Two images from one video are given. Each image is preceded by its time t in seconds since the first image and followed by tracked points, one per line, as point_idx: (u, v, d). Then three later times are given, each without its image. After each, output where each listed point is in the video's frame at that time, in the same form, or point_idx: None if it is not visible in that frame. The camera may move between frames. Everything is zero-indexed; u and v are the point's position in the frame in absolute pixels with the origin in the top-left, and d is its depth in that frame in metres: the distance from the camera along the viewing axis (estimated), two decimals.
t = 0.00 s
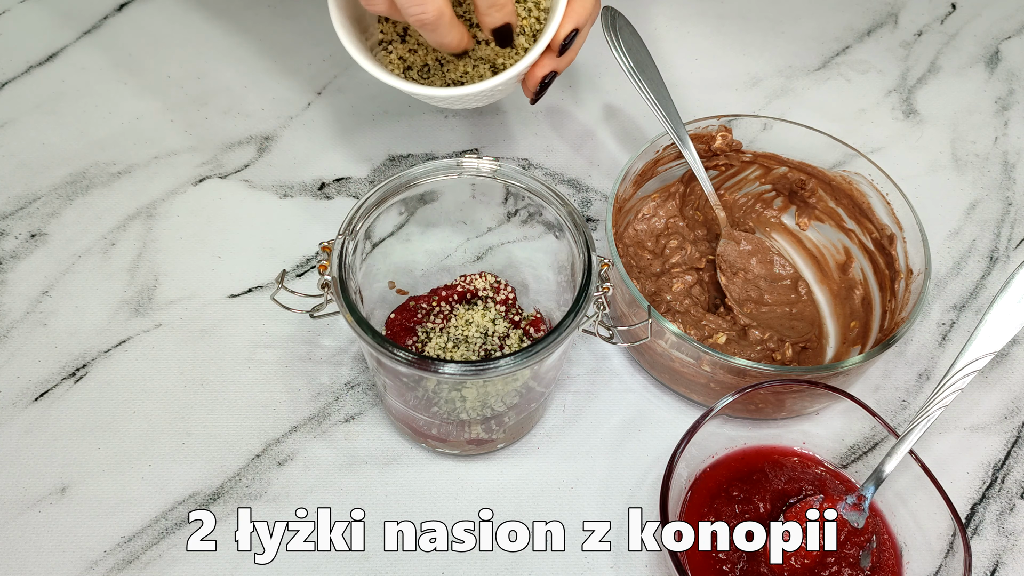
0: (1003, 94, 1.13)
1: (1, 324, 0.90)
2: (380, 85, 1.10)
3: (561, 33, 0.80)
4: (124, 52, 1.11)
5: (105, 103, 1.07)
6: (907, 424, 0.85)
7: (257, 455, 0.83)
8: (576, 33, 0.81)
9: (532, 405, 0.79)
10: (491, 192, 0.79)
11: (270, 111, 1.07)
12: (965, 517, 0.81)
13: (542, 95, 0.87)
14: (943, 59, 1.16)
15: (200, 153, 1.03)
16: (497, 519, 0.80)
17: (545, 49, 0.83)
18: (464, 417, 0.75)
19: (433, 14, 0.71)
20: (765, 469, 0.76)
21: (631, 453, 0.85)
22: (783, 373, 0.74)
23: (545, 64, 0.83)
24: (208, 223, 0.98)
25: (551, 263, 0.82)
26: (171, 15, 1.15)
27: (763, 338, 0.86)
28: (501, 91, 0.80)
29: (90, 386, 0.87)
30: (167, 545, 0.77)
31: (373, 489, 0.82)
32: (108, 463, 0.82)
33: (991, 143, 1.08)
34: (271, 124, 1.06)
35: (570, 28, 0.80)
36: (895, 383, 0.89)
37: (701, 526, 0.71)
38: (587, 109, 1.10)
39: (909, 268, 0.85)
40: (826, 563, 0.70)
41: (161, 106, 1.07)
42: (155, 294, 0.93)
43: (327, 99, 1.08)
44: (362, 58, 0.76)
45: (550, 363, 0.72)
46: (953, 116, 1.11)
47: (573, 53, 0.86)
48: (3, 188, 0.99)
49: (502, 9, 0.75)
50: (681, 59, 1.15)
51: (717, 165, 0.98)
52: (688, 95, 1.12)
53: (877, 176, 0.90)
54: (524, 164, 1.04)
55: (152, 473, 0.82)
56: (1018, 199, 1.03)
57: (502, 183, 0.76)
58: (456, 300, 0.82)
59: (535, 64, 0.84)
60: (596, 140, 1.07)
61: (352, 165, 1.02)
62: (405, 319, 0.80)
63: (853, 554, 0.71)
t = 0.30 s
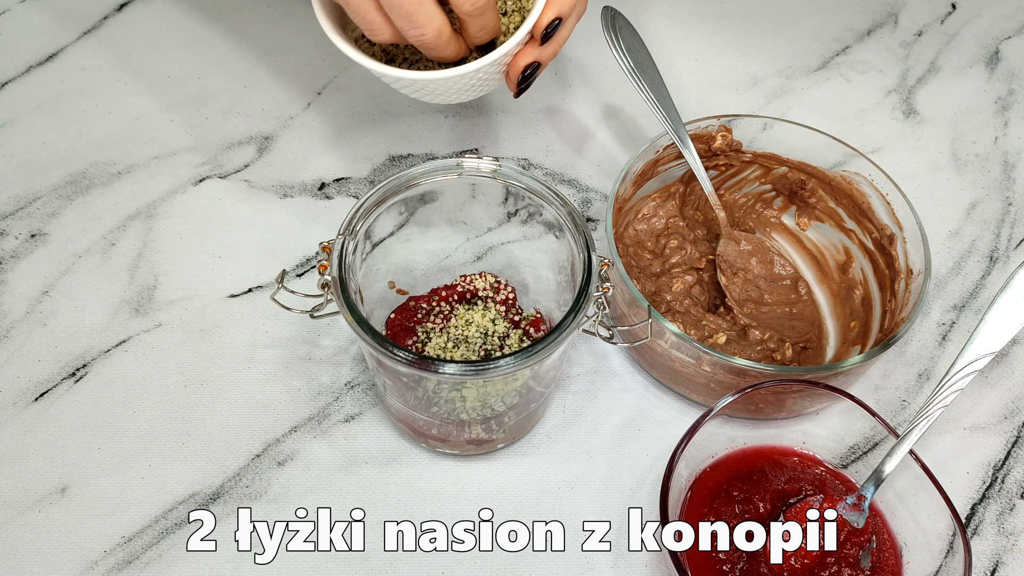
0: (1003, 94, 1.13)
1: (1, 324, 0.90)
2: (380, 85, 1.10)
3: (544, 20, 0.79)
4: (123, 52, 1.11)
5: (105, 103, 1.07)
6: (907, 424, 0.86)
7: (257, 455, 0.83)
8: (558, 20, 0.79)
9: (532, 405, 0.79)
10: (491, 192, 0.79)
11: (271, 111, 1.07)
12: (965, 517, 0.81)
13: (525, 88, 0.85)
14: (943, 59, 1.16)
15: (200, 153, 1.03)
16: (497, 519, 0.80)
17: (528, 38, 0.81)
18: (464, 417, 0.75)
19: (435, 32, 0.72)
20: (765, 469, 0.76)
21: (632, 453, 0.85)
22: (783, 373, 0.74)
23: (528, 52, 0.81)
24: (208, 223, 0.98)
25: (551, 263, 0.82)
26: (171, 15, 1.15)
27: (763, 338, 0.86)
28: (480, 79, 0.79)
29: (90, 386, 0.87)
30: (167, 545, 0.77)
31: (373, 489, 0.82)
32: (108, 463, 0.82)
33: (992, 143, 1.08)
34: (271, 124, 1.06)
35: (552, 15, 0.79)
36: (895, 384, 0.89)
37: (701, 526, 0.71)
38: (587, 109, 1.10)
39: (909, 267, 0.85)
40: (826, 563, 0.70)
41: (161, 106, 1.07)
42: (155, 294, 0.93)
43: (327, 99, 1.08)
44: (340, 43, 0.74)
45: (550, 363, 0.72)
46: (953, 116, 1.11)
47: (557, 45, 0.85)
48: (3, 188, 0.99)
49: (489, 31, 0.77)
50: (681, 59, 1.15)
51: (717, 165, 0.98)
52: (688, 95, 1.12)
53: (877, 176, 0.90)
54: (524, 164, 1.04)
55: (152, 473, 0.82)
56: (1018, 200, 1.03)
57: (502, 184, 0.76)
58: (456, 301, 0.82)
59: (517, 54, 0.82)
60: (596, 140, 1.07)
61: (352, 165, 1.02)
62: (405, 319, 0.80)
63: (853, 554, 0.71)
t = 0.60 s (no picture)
0: (1003, 94, 1.13)
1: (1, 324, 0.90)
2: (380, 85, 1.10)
3: (573, 45, 0.79)
4: (123, 52, 1.11)
5: (105, 103, 1.07)
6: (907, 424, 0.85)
7: (257, 455, 0.83)
8: (588, 46, 0.79)
9: (532, 405, 0.79)
10: (491, 192, 0.79)
11: (270, 111, 1.07)
12: (965, 517, 0.81)
13: (554, 109, 0.86)
14: (943, 59, 1.16)
15: (200, 153, 1.03)
16: (497, 520, 0.80)
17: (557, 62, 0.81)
18: (464, 417, 0.74)
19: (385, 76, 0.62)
20: (765, 469, 0.76)
21: (632, 453, 0.85)
22: (783, 373, 0.74)
23: (557, 78, 0.81)
24: (208, 223, 0.98)
25: (551, 263, 0.82)
26: (170, 15, 1.15)
27: (763, 338, 0.86)
28: (509, 106, 0.79)
29: (91, 386, 0.87)
30: (167, 545, 0.77)
31: (373, 488, 0.82)
32: (108, 463, 0.82)
33: (992, 143, 1.08)
34: (271, 124, 1.06)
35: (582, 40, 0.78)
36: (895, 384, 0.89)
37: (701, 526, 0.71)
38: (587, 109, 1.10)
39: (909, 267, 0.85)
40: (826, 563, 0.70)
41: (161, 106, 1.07)
42: (155, 294, 0.93)
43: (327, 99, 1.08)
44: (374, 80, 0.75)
45: (550, 363, 0.72)
46: (953, 116, 1.11)
47: (587, 63, 0.84)
48: (3, 188, 0.99)
49: (467, 61, 0.66)
50: (681, 59, 1.15)
51: (717, 165, 0.98)
52: (688, 95, 1.12)
53: (877, 176, 0.90)
54: (524, 164, 1.04)
55: (152, 473, 0.82)
56: (1018, 199, 1.03)
57: (502, 184, 0.76)
58: (456, 300, 0.82)
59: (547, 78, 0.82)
60: (596, 140, 1.07)
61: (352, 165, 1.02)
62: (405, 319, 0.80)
63: (853, 554, 0.71)
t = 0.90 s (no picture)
0: (1003, 94, 1.13)
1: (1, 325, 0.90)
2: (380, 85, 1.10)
3: (579, 53, 0.80)
4: (124, 52, 1.11)
5: (105, 103, 1.07)
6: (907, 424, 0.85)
7: (257, 455, 0.83)
8: (593, 54, 0.80)
9: (532, 405, 0.79)
10: (491, 191, 0.79)
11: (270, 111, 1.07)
12: (965, 517, 0.81)
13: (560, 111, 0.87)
14: (943, 59, 1.16)
15: (200, 153, 1.03)
16: (497, 519, 0.80)
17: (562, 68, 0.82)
18: (464, 417, 0.74)
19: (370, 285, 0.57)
20: (765, 469, 0.76)
21: (632, 453, 0.85)
22: (783, 372, 0.74)
23: (562, 83, 0.82)
24: (208, 223, 0.98)
25: (551, 263, 0.82)
26: (170, 14, 1.15)
27: (763, 338, 0.86)
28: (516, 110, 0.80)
29: (90, 386, 0.87)
30: (167, 545, 0.77)
31: (373, 488, 0.82)
32: (108, 463, 0.82)
33: (992, 143, 1.08)
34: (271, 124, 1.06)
35: (587, 49, 0.79)
36: (895, 383, 0.89)
37: (701, 526, 0.71)
38: (587, 109, 1.10)
39: (909, 267, 0.85)
40: (826, 563, 0.70)
41: (162, 106, 1.07)
42: (155, 294, 0.93)
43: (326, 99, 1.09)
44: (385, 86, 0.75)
45: (550, 364, 0.72)
46: (953, 116, 1.11)
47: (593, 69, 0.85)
48: (3, 189, 0.99)
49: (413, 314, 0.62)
50: (681, 59, 1.15)
51: (717, 166, 0.98)
52: (688, 95, 1.12)
53: (877, 176, 0.90)
54: (524, 164, 1.04)
55: (152, 473, 0.82)
56: (1018, 199, 1.03)
57: (502, 183, 0.76)
58: (456, 300, 0.82)
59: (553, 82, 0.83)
60: (596, 140, 1.07)
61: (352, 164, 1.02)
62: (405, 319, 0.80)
63: (853, 554, 0.71)
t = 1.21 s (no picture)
0: (1003, 94, 1.13)
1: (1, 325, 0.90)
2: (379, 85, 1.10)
3: (591, 53, 0.80)
4: (124, 52, 1.11)
5: (105, 103, 1.07)
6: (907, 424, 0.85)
7: (257, 455, 0.83)
8: (606, 54, 0.80)
9: (532, 405, 0.79)
10: (491, 192, 0.79)
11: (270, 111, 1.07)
12: (965, 517, 0.81)
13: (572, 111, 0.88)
14: (943, 59, 1.16)
15: (201, 153, 1.03)
16: (497, 520, 0.80)
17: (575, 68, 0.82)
18: (465, 417, 0.75)
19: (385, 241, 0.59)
20: (765, 469, 0.76)
21: (632, 453, 0.85)
22: (783, 373, 0.74)
23: (574, 83, 0.83)
24: (208, 222, 0.98)
25: (551, 263, 0.82)
26: (170, 14, 1.15)
27: (763, 338, 0.86)
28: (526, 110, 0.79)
29: (90, 386, 0.87)
30: (167, 545, 0.77)
31: (373, 489, 0.82)
32: (108, 463, 0.82)
33: (992, 143, 1.08)
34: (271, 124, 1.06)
35: (599, 49, 0.79)
36: (895, 383, 0.89)
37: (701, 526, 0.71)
38: (587, 109, 1.10)
39: (909, 267, 0.85)
40: (826, 563, 0.70)
41: (162, 106, 1.07)
42: (155, 294, 0.93)
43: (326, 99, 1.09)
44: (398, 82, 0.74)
45: (550, 364, 0.72)
46: (953, 116, 1.11)
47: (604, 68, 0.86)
48: (3, 188, 0.99)
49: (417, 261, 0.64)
50: (681, 58, 1.15)
51: (717, 165, 0.98)
52: (688, 95, 1.12)
53: (877, 176, 0.90)
54: (524, 164, 1.04)
55: (152, 473, 0.82)
56: (1018, 200, 1.03)
57: (503, 184, 0.76)
58: (456, 301, 0.82)
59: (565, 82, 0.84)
60: (596, 140, 1.07)
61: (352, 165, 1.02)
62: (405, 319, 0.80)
63: (853, 554, 0.71)
